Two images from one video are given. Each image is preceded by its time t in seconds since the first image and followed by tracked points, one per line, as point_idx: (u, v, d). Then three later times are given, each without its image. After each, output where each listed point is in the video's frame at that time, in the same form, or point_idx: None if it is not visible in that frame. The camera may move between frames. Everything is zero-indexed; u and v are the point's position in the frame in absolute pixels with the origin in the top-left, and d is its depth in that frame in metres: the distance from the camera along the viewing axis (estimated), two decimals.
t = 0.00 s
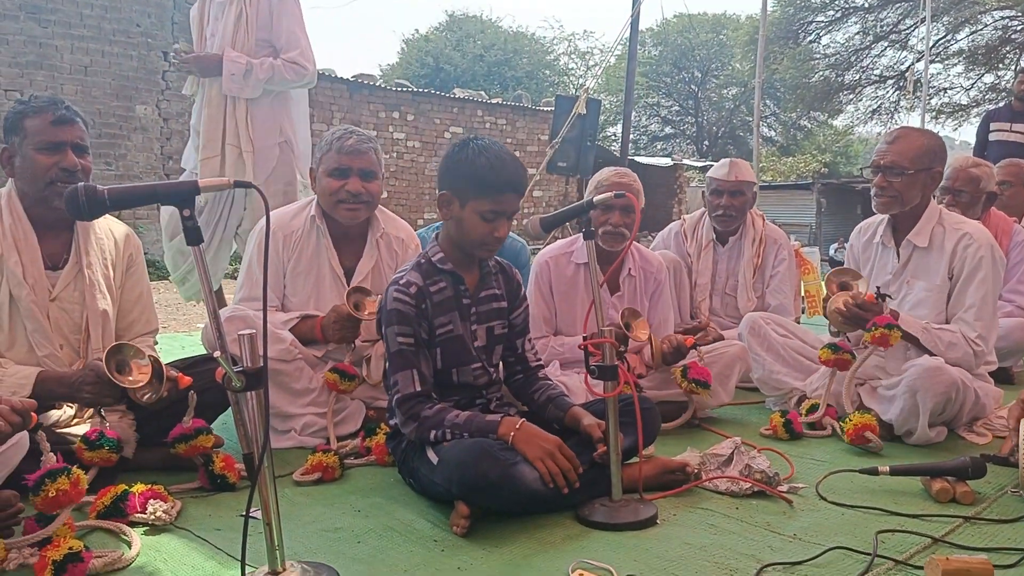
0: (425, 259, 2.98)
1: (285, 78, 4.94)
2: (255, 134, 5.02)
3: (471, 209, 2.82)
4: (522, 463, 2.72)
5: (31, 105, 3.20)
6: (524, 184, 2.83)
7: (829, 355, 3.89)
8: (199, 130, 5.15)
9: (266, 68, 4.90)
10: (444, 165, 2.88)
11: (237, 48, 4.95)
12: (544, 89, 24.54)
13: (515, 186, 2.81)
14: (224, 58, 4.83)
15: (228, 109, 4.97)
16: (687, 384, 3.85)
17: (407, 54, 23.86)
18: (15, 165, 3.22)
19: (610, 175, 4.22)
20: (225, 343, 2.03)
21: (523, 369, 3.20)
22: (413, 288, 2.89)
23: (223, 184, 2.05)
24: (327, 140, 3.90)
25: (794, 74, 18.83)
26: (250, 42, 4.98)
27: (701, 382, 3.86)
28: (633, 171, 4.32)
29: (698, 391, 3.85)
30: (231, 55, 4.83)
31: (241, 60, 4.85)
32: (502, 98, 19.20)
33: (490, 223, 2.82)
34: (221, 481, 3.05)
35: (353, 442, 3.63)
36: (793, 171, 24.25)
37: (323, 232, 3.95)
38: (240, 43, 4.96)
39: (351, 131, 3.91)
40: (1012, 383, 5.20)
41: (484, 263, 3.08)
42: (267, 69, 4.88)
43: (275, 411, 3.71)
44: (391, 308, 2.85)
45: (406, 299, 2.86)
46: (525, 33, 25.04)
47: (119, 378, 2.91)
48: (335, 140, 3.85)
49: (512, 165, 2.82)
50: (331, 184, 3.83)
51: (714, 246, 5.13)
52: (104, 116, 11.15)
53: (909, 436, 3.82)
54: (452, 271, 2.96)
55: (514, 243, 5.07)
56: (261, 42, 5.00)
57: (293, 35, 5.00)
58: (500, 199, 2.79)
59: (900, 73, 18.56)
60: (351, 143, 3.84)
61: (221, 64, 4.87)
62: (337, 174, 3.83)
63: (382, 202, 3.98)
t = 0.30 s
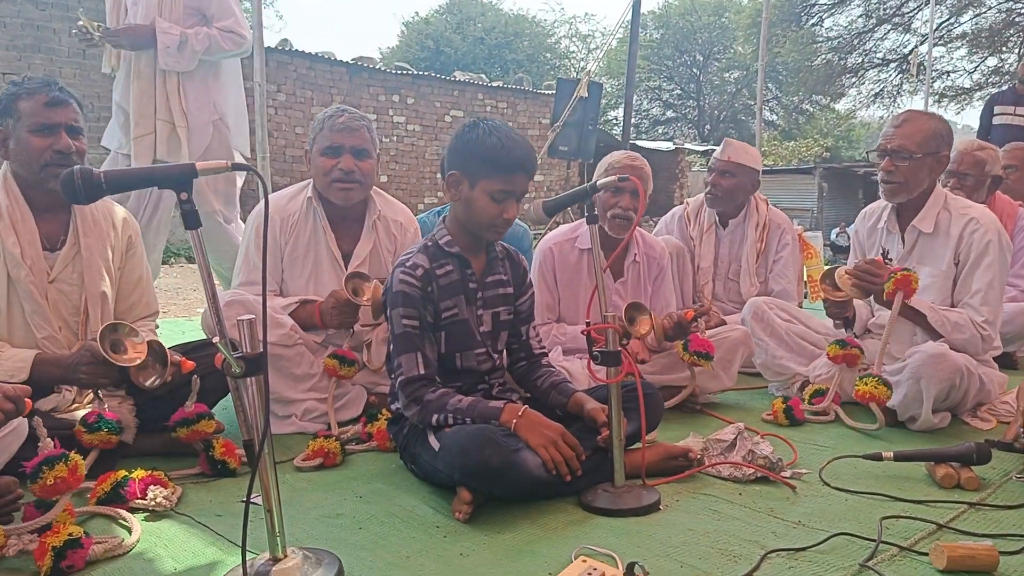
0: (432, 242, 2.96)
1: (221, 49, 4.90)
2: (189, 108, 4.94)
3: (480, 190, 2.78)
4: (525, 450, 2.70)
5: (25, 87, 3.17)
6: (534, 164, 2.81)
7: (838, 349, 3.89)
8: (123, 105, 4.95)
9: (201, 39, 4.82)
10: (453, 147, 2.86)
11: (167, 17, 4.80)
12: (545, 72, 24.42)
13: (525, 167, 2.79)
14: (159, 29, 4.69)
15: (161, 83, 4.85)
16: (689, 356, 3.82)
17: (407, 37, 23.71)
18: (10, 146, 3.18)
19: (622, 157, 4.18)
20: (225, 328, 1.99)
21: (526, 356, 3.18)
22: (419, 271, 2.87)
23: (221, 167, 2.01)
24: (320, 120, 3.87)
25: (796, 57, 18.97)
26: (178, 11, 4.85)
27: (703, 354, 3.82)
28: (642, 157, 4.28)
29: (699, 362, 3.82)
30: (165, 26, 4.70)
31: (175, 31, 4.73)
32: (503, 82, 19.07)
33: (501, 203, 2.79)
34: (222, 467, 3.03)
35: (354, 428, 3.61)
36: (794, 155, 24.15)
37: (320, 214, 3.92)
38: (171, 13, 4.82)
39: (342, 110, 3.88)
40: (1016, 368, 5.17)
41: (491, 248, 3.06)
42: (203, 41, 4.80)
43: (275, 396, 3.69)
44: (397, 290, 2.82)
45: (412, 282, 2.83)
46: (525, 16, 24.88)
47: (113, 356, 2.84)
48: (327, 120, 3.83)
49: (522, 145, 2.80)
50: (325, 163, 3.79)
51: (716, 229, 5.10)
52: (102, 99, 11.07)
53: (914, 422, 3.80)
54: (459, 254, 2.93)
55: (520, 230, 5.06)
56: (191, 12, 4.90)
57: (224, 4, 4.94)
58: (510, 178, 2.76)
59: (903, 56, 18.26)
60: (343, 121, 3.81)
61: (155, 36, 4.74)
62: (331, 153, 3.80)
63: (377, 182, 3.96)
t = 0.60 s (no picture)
0: (443, 231, 2.97)
1: (174, 26, 5.14)
2: (138, 86, 5.09)
3: (495, 177, 2.79)
4: (526, 442, 2.69)
5: (27, 80, 3.15)
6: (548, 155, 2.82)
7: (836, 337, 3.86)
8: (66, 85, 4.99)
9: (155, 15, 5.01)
10: (468, 135, 2.86)
11: None
12: (545, 64, 24.39)
13: (539, 156, 2.80)
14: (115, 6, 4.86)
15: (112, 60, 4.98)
16: (694, 350, 3.81)
17: (407, 29, 23.64)
18: (11, 140, 3.17)
19: (621, 147, 4.17)
20: (225, 320, 1.98)
21: (529, 350, 3.18)
22: (429, 258, 2.87)
23: (220, 159, 1.99)
24: (321, 113, 3.84)
25: (797, 49, 18.84)
26: None
27: (708, 347, 3.82)
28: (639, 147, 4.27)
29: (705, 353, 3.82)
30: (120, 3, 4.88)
31: (129, 9, 4.91)
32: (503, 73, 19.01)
33: (514, 192, 2.80)
34: (223, 459, 3.03)
35: (355, 420, 3.60)
36: (795, 147, 24.13)
37: (321, 207, 3.91)
38: None
39: (344, 104, 3.85)
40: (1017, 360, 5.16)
41: (501, 239, 3.07)
42: (157, 18, 5.00)
43: (276, 389, 3.69)
44: (407, 276, 2.83)
45: (422, 269, 2.84)
46: (525, 8, 24.81)
47: (110, 351, 2.85)
48: (330, 112, 3.81)
49: (537, 135, 2.82)
50: (328, 156, 3.78)
51: (716, 220, 5.10)
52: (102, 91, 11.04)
53: (916, 413, 3.78)
54: (470, 243, 2.94)
55: (524, 223, 5.06)
56: None
57: None
58: (526, 167, 2.78)
59: (905, 48, 18.23)
60: (346, 115, 3.79)
61: (108, 12, 4.88)
62: (334, 147, 3.78)
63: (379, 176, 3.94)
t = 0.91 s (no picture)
0: (455, 228, 2.98)
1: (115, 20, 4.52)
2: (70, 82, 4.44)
3: (516, 178, 2.82)
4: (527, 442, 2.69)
5: (30, 80, 3.16)
6: (567, 163, 2.90)
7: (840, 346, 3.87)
8: None
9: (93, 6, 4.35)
10: (490, 133, 2.89)
11: None
12: (545, 62, 24.34)
13: (559, 164, 2.87)
14: None
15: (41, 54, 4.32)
16: (688, 341, 3.74)
17: (406, 28, 23.61)
18: (14, 140, 3.17)
19: (614, 146, 4.17)
20: (227, 319, 1.98)
21: (531, 349, 3.19)
22: (441, 253, 2.88)
23: (222, 158, 1.99)
24: (327, 114, 3.83)
25: (797, 47, 18.91)
26: None
27: (703, 339, 3.75)
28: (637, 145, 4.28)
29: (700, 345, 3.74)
30: None
31: None
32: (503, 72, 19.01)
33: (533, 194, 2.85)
34: (224, 457, 3.03)
35: (356, 418, 3.61)
36: (795, 145, 24.13)
37: (326, 208, 3.91)
38: None
39: (351, 105, 3.85)
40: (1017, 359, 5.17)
41: (510, 241, 3.09)
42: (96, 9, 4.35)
43: (277, 387, 3.69)
44: (418, 270, 2.83)
45: (434, 263, 2.84)
46: (526, 6, 24.81)
47: (115, 348, 2.83)
48: (335, 113, 3.80)
49: (559, 144, 2.89)
50: (334, 159, 3.78)
51: (715, 219, 5.10)
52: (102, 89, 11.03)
53: (915, 412, 3.79)
54: (481, 241, 2.95)
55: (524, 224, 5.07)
56: None
57: None
58: (547, 172, 2.84)
59: (905, 47, 18.25)
60: (353, 117, 3.79)
61: None
62: (340, 149, 3.78)
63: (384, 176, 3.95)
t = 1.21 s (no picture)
0: (456, 225, 2.98)
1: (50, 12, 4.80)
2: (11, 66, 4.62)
3: (519, 175, 2.82)
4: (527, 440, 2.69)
5: (28, 75, 3.15)
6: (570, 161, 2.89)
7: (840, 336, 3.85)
8: None
9: None
10: (493, 130, 2.89)
11: None
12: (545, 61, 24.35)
13: (562, 162, 2.87)
14: None
15: None
16: (683, 337, 3.70)
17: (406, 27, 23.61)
18: (13, 136, 3.16)
19: (614, 145, 4.17)
20: (226, 316, 1.97)
21: (531, 347, 3.18)
22: (442, 250, 2.88)
23: (222, 154, 1.99)
24: (324, 115, 3.82)
25: (797, 47, 18.95)
26: None
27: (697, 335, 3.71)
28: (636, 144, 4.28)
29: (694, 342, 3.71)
30: None
31: None
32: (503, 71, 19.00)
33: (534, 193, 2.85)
34: (223, 455, 3.03)
35: (355, 416, 3.61)
36: (795, 144, 24.09)
37: (324, 208, 3.91)
38: None
39: (347, 107, 3.84)
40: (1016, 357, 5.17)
41: (511, 239, 3.09)
42: None
43: (276, 385, 3.69)
44: (419, 267, 2.83)
45: (434, 260, 2.84)
46: (525, 5, 24.82)
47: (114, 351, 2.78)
48: (332, 117, 3.79)
49: (561, 142, 2.89)
50: (330, 162, 3.78)
51: (716, 218, 5.10)
52: (102, 88, 11.01)
53: (916, 410, 3.79)
54: (482, 239, 2.95)
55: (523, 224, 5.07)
56: None
57: None
58: (549, 170, 2.83)
59: (905, 46, 18.25)
60: (349, 119, 3.78)
61: None
62: (335, 152, 3.77)
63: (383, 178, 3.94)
